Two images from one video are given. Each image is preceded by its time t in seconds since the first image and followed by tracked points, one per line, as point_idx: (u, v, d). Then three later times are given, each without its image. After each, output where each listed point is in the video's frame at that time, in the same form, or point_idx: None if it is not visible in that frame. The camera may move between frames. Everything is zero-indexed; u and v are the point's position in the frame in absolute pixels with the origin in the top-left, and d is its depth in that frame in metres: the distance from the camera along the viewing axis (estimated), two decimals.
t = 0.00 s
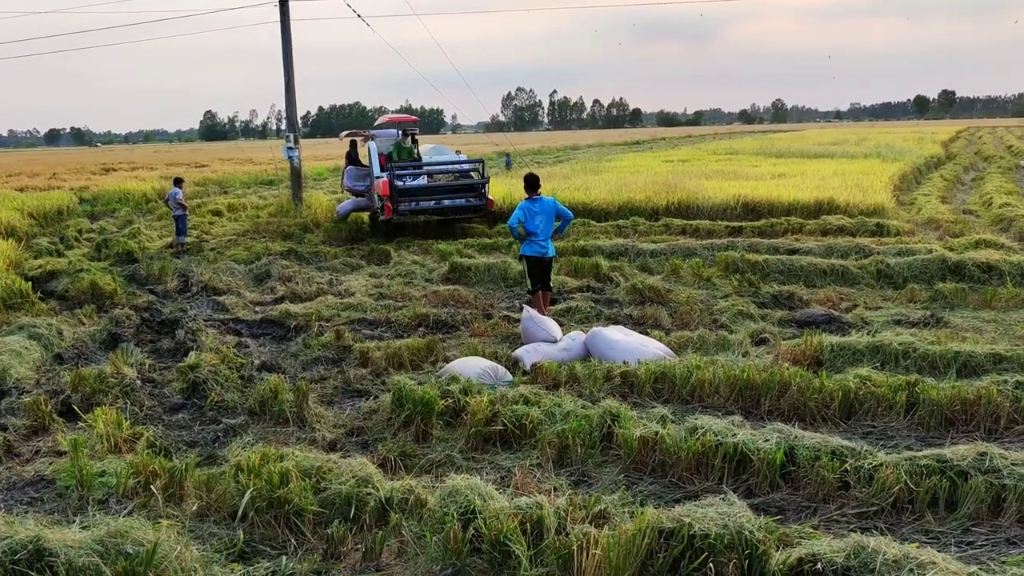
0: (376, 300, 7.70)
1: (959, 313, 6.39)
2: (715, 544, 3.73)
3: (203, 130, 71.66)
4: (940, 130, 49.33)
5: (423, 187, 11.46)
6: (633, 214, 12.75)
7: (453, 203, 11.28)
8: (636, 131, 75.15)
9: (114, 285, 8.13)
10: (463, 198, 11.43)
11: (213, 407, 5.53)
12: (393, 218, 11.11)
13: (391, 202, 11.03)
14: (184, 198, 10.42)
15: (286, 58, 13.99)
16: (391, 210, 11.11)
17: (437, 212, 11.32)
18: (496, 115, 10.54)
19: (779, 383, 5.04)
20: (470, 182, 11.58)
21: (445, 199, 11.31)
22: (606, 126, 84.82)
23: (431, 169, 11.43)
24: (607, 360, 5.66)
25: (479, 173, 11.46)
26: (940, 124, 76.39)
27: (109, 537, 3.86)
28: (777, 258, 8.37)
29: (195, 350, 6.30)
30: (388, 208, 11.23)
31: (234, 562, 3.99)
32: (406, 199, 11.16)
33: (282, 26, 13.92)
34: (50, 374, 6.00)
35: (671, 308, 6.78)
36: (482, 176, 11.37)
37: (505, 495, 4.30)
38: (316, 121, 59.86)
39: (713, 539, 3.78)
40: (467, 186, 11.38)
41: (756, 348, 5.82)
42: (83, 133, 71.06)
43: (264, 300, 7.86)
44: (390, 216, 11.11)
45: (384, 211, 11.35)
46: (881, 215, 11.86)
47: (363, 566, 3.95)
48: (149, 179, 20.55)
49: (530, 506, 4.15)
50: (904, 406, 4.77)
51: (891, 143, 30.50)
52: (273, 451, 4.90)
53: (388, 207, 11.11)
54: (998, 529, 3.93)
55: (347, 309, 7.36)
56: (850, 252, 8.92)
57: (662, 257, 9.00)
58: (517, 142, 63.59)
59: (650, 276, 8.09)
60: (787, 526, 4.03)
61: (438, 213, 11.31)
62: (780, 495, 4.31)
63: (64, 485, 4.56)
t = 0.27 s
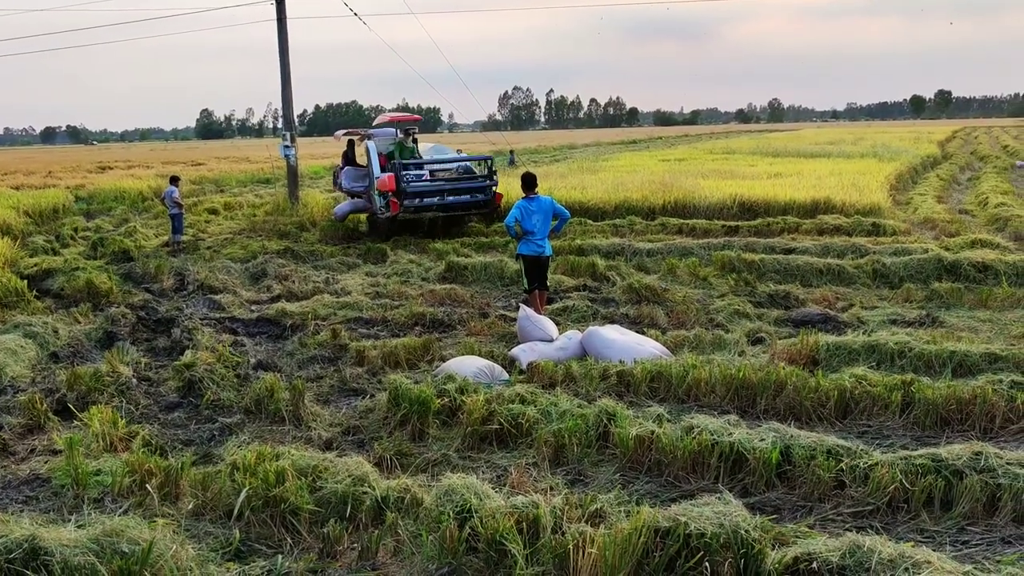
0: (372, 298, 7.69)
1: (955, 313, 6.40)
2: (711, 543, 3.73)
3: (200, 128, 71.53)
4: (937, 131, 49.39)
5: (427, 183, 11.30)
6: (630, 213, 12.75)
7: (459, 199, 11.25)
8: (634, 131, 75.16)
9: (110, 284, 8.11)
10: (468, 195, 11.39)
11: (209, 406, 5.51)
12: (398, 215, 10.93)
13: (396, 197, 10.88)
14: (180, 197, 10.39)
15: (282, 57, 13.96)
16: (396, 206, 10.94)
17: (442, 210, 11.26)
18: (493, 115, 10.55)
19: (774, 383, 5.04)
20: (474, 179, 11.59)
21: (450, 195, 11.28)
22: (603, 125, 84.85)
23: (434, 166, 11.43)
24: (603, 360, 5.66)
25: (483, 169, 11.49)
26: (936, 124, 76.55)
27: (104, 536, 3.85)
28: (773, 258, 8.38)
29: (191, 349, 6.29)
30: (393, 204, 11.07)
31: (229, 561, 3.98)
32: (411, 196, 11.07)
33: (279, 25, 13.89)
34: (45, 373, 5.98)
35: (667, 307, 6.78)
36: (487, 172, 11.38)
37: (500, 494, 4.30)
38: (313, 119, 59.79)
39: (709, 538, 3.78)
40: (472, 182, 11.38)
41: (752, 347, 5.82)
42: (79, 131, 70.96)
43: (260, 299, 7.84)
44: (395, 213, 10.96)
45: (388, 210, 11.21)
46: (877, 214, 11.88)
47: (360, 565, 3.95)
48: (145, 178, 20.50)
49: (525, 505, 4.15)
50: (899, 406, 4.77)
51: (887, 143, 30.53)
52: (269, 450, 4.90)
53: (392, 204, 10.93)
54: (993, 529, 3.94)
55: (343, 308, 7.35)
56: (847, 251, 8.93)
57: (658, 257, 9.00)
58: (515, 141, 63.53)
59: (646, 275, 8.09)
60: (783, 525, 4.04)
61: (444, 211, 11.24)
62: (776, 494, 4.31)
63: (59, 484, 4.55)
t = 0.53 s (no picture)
0: (368, 297, 7.68)
1: (950, 312, 6.42)
2: (706, 542, 3.74)
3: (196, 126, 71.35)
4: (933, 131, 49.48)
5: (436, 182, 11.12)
6: (626, 212, 12.75)
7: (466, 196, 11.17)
8: (631, 129, 75.19)
9: (105, 282, 8.10)
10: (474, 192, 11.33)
11: (204, 404, 5.50)
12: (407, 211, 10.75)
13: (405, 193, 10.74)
14: (176, 195, 10.37)
15: (278, 55, 13.93)
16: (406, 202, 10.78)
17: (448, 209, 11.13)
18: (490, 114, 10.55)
19: (769, 381, 5.05)
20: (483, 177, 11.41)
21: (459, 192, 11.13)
22: (600, 124, 84.88)
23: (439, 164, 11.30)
24: (599, 358, 5.66)
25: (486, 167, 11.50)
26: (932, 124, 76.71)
27: (99, 535, 3.84)
28: (768, 256, 8.39)
29: (186, 347, 6.28)
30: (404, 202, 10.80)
31: (224, 559, 3.98)
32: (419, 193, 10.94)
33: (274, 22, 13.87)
34: (40, 371, 5.97)
35: (663, 306, 6.78)
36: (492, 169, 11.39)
37: (496, 492, 4.30)
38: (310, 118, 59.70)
39: (704, 537, 3.79)
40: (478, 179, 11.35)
41: (747, 346, 5.83)
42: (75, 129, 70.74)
43: (255, 298, 7.83)
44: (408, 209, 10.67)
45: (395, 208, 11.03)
46: (873, 213, 11.89)
47: (355, 563, 3.95)
48: (140, 176, 20.44)
49: (521, 503, 4.16)
50: (894, 404, 4.78)
51: (882, 142, 30.58)
52: (264, 448, 4.89)
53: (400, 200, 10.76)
54: (987, 527, 3.95)
55: (338, 306, 7.34)
56: (842, 250, 8.95)
57: (654, 255, 9.01)
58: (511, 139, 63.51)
59: (642, 274, 8.09)
60: (778, 523, 4.04)
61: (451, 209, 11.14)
62: (771, 493, 4.32)
63: (54, 483, 4.54)
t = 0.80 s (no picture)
0: (363, 295, 7.67)
1: (944, 311, 6.43)
2: (701, 540, 3.75)
3: (191, 125, 71.21)
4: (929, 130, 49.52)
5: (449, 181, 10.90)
6: (622, 211, 12.75)
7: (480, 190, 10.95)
8: (627, 128, 75.20)
9: (100, 280, 8.07)
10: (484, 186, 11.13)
11: (199, 402, 5.49)
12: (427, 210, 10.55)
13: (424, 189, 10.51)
14: (171, 193, 10.34)
15: (274, 53, 13.90)
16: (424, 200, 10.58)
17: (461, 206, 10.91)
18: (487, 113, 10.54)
19: (765, 379, 5.05)
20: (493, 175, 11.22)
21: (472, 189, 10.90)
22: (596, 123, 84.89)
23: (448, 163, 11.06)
24: (595, 357, 5.65)
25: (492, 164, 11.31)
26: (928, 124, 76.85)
27: (93, 533, 3.83)
28: (764, 255, 8.39)
29: (181, 346, 6.26)
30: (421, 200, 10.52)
31: (219, 558, 3.97)
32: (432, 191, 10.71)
33: (271, 20, 13.85)
34: (34, 369, 5.95)
35: (658, 304, 6.78)
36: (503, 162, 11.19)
37: (491, 491, 4.30)
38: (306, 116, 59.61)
39: (699, 535, 3.80)
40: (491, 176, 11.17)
41: (742, 344, 5.83)
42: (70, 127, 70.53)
43: (251, 296, 7.81)
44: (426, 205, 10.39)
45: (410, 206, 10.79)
46: (868, 212, 11.91)
47: (350, 561, 3.94)
48: (135, 174, 20.38)
49: (516, 502, 4.16)
50: (889, 403, 4.79)
51: (877, 141, 30.63)
52: (259, 447, 4.89)
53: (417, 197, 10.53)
54: (981, 525, 3.96)
55: (334, 305, 7.33)
56: (837, 249, 8.96)
57: (650, 254, 9.01)
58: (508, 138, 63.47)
59: (638, 272, 8.09)
60: (773, 521, 4.05)
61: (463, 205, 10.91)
62: (766, 491, 4.32)
63: (48, 482, 4.53)
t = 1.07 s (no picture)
0: (358, 294, 7.66)
1: (938, 309, 6.44)
2: (695, 539, 3.75)
3: (187, 123, 71.03)
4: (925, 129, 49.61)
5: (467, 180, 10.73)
6: (617, 209, 12.76)
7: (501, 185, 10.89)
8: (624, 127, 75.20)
9: (94, 278, 8.05)
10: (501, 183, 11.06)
11: (194, 401, 5.48)
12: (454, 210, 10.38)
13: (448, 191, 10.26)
14: (166, 191, 10.31)
15: (269, 51, 13.87)
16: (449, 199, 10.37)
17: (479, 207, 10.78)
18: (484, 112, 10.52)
19: (759, 378, 5.05)
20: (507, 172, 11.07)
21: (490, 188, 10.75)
22: (593, 122, 84.88)
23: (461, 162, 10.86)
24: (591, 356, 5.65)
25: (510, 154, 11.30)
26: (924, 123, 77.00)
27: (87, 532, 3.83)
28: (759, 254, 8.40)
29: (176, 344, 6.25)
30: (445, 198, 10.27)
31: (214, 557, 3.97)
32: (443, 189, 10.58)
33: (266, 18, 13.81)
34: (28, 368, 5.94)
35: (654, 303, 6.78)
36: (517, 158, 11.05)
37: (486, 490, 4.31)
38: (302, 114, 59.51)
39: (694, 533, 3.80)
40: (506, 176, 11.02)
41: (737, 343, 5.83)
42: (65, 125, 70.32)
43: (246, 295, 7.80)
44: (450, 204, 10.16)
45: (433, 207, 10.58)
46: (863, 211, 11.93)
47: (345, 560, 3.94)
48: (130, 172, 20.32)
49: (511, 500, 4.16)
50: (883, 401, 4.79)
51: (872, 140, 30.67)
52: (254, 445, 4.88)
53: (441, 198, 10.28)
54: (975, 523, 3.97)
55: (329, 303, 7.32)
56: (832, 248, 8.97)
57: (645, 253, 9.01)
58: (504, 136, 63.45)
59: (633, 271, 8.10)
60: (767, 520, 4.06)
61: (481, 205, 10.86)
62: (760, 490, 4.33)
63: (42, 481, 4.52)
